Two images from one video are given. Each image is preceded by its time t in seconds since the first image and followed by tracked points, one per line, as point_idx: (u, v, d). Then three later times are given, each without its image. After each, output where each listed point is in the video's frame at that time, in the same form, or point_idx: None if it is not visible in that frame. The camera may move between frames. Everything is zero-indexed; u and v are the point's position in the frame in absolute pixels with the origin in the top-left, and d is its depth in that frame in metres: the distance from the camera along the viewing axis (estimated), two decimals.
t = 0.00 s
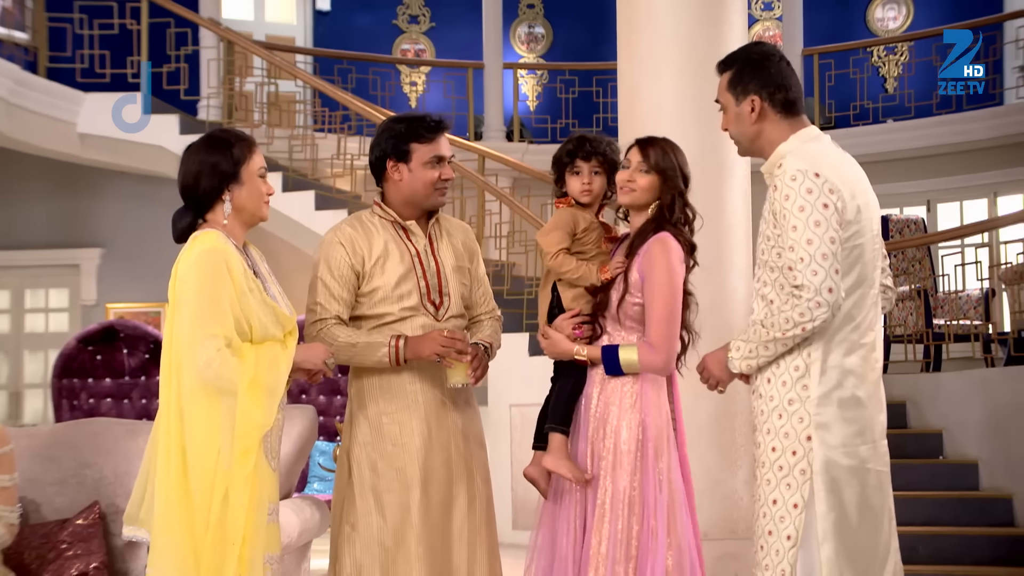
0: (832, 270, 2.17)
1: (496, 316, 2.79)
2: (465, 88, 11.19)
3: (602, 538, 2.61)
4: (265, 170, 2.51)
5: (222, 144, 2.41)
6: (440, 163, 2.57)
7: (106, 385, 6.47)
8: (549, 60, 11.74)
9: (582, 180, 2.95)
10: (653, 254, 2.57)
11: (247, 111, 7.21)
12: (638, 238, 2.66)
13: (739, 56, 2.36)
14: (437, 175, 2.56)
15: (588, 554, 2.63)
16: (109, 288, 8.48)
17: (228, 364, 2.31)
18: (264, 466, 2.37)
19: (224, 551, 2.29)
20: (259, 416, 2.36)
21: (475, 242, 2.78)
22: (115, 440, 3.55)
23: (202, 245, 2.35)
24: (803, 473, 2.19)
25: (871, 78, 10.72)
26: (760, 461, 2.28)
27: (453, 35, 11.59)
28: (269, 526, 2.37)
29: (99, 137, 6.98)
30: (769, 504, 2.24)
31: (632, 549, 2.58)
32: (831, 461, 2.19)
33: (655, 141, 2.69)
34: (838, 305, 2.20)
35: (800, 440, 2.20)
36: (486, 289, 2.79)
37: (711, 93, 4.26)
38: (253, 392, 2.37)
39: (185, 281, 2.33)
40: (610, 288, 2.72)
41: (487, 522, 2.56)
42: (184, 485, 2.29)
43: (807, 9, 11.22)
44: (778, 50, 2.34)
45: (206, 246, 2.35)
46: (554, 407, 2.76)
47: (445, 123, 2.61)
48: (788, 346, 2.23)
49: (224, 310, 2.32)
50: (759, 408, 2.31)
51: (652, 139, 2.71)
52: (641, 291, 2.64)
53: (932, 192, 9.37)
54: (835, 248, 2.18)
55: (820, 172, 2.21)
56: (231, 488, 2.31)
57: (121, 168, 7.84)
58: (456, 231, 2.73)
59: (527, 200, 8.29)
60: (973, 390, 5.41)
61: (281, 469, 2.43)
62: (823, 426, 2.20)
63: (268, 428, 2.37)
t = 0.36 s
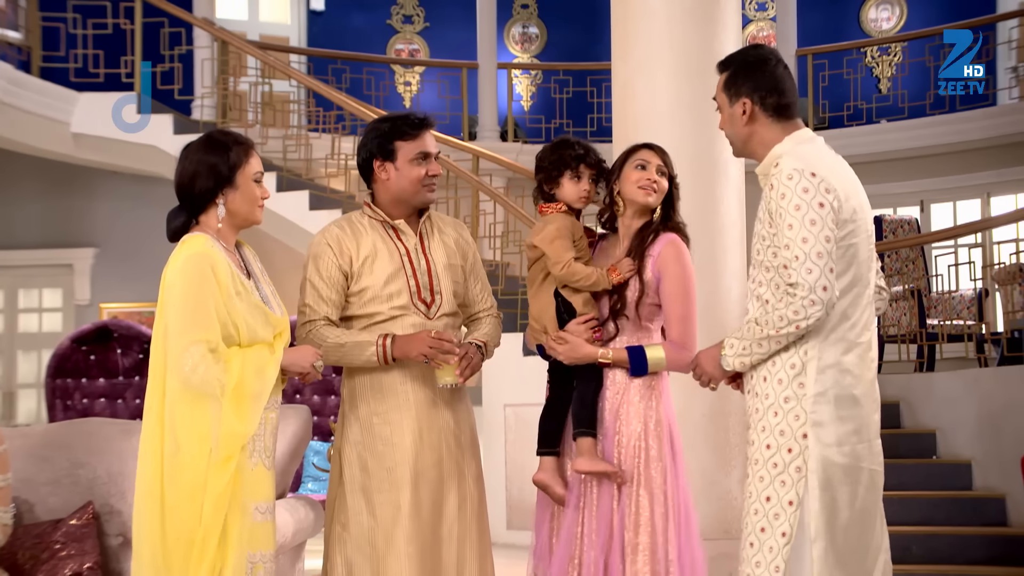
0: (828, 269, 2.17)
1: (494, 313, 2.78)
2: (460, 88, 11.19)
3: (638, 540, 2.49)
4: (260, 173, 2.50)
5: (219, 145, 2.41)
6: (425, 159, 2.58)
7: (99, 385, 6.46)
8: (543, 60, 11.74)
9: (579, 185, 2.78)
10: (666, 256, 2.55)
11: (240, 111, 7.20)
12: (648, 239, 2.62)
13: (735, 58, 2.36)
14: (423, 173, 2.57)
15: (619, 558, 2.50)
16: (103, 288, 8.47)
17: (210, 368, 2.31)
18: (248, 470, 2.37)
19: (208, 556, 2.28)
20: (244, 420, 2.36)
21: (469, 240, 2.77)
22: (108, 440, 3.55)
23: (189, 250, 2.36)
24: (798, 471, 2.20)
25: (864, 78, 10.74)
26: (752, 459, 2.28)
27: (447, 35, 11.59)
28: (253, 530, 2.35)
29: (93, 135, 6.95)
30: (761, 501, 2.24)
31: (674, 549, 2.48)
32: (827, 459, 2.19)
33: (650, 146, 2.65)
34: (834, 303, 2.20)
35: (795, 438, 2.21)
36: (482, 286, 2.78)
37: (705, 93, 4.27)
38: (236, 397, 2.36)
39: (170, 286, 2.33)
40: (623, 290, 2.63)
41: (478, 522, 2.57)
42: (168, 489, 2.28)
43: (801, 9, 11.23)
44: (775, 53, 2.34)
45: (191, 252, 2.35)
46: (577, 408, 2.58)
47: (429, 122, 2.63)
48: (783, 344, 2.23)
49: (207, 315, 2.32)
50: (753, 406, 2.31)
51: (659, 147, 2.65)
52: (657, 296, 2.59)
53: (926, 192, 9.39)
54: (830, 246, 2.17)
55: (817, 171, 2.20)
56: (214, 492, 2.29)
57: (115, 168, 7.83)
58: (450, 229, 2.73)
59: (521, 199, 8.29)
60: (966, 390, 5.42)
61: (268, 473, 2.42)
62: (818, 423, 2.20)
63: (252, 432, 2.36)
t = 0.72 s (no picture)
0: (798, 262, 2.16)
1: (492, 313, 2.78)
2: (459, 88, 11.19)
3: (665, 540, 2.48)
4: (263, 173, 2.50)
5: (222, 145, 2.41)
6: (425, 158, 2.58)
7: (99, 385, 6.47)
8: (542, 59, 11.74)
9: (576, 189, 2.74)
10: (674, 258, 2.59)
11: (239, 110, 7.21)
12: (649, 242, 2.64)
13: (737, 48, 2.36)
14: (422, 172, 2.57)
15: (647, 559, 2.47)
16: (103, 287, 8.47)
17: (205, 369, 2.31)
18: (242, 470, 2.36)
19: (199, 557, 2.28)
20: (238, 420, 2.35)
21: (465, 239, 2.77)
22: (107, 439, 3.55)
23: (186, 250, 2.36)
24: (783, 467, 2.18)
25: (863, 78, 10.74)
26: (740, 456, 2.27)
27: (446, 35, 11.59)
28: (246, 530, 2.34)
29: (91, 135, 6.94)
30: (751, 500, 2.23)
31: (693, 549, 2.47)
32: (810, 457, 2.18)
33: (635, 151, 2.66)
34: (806, 296, 2.19)
35: (779, 434, 2.20)
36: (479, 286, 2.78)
37: (705, 93, 4.26)
38: (231, 398, 2.36)
39: (168, 286, 2.34)
40: (634, 290, 2.61)
41: (478, 523, 2.57)
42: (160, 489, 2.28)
43: (800, 9, 11.24)
44: (782, 47, 2.31)
45: (189, 251, 2.36)
46: (596, 409, 2.55)
47: (428, 122, 2.64)
48: (758, 339, 2.23)
49: (203, 316, 2.32)
50: (737, 403, 2.31)
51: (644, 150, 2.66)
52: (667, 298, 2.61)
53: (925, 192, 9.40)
54: (802, 239, 2.17)
55: (792, 165, 2.20)
56: (205, 493, 2.29)
57: (114, 168, 7.84)
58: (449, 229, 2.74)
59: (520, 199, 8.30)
60: (965, 389, 5.42)
61: (265, 474, 2.41)
62: (801, 419, 2.18)
63: (247, 433, 2.35)
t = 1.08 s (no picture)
0: (769, 258, 2.12)
1: (491, 312, 2.78)
2: (459, 88, 11.20)
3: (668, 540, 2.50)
4: (263, 173, 2.50)
5: (222, 144, 2.41)
6: (423, 159, 2.58)
7: (99, 385, 6.46)
8: (543, 59, 11.74)
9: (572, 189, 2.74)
10: (674, 257, 2.60)
11: (239, 110, 7.21)
12: (646, 241, 2.64)
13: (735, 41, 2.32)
14: (421, 172, 2.57)
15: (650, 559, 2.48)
16: (103, 287, 8.47)
17: (205, 366, 2.30)
18: (242, 470, 2.36)
19: (201, 554, 2.28)
20: (236, 419, 2.35)
21: (464, 239, 2.77)
22: (107, 439, 3.55)
23: (187, 248, 2.36)
24: (766, 467, 2.14)
25: (863, 78, 10.75)
26: (725, 456, 2.24)
27: (447, 35, 11.60)
28: (245, 530, 2.34)
29: (91, 134, 6.94)
30: (737, 499, 2.19)
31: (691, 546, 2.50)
32: (793, 456, 2.13)
33: (631, 151, 2.65)
34: (778, 293, 2.15)
35: (760, 434, 2.16)
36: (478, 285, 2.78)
37: (703, 93, 4.26)
38: (231, 396, 2.36)
39: (169, 284, 2.33)
40: (634, 290, 2.61)
41: (478, 523, 2.57)
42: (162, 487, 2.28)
43: (800, 9, 11.24)
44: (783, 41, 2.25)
45: (190, 249, 2.35)
46: (600, 407, 2.53)
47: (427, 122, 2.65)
48: (736, 336, 2.20)
49: (203, 313, 2.32)
50: (722, 402, 2.28)
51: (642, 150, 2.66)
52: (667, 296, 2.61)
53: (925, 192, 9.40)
54: (774, 235, 2.12)
55: (767, 161, 2.16)
56: (206, 490, 2.29)
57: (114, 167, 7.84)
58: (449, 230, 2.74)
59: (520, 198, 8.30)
60: (965, 390, 5.42)
61: (263, 474, 2.41)
62: (783, 418, 2.14)
63: (246, 431, 2.35)
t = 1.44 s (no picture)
0: (748, 260, 2.13)
1: (492, 311, 2.79)
2: (459, 88, 11.20)
3: (672, 537, 2.50)
4: (261, 173, 2.50)
5: (220, 144, 2.41)
6: (422, 159, 2.58)
7: (99, 385, 6.46)
8: (542, 59, 11.74)
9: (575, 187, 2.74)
10: (677, 253, 2.60)
11: (239, 110, 7.22)
12: (648, 240, 2.64)
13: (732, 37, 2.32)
14: (420, 172, 2.57)
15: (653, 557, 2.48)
16: (103, 287, 8.46)
17: (204, 365, 2.30)
18: (242, 468, 2.36)
19: (204, 552, 2.28)
20: (236, 418, 2.35)
21: (464, 238, 2.77)
22: (107, 440, 3.55)
23: (185, 246, 2.35)
24: (754, 468, 2.14)
25: (863, 78, 10.75)
26: (715, 457, 2.25)
27: (447, 35, 11.59)
28: (245, 529, 2.35)
29: (91, 134, 6.94)
30: (726, 500, 2.19)
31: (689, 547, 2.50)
32: (781, 457, 2.13)
33: (634, 148, 2.65)
34: (759, 293, 2.15)
35: (748, 435, 2.16)
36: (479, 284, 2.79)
37: (703, 92, 4.26)
38: (230, 394, 2.35)
39: (167, 283, 2.32)
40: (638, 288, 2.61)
41: (478, 523, 2.57)
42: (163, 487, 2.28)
43: (799, 9, 11.24)
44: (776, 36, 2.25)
45: (187, 249, 2.34)
46: (604, 405, 2.52)
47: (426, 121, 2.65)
48: (720, 337, 2.21)
49: (202, 312, 2.31)
50: (713, 403, 2.28)
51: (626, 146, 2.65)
52: (670, 294, 2.61)
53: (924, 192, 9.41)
54: (753, 237, 2.13)
55: (750, 161, 2.16)
56: (208, 487, 2.29)
57: (114, 168, 7.83)
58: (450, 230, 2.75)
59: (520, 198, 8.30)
60: (964, 389, 5.43)
61: (262, 473, 2.41)
62: (770, 419, 2.14)
63: (246, 428, 2.35)
